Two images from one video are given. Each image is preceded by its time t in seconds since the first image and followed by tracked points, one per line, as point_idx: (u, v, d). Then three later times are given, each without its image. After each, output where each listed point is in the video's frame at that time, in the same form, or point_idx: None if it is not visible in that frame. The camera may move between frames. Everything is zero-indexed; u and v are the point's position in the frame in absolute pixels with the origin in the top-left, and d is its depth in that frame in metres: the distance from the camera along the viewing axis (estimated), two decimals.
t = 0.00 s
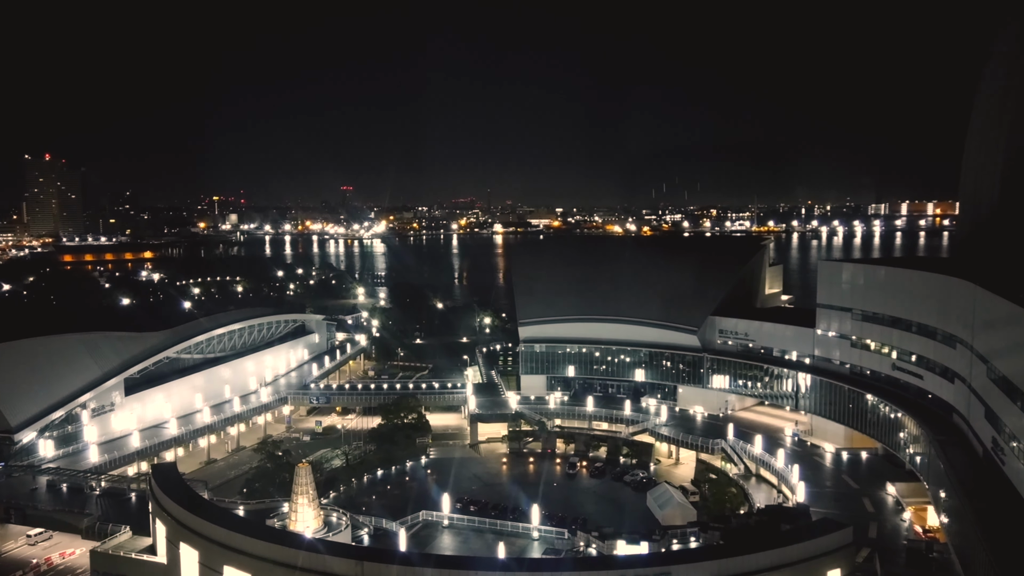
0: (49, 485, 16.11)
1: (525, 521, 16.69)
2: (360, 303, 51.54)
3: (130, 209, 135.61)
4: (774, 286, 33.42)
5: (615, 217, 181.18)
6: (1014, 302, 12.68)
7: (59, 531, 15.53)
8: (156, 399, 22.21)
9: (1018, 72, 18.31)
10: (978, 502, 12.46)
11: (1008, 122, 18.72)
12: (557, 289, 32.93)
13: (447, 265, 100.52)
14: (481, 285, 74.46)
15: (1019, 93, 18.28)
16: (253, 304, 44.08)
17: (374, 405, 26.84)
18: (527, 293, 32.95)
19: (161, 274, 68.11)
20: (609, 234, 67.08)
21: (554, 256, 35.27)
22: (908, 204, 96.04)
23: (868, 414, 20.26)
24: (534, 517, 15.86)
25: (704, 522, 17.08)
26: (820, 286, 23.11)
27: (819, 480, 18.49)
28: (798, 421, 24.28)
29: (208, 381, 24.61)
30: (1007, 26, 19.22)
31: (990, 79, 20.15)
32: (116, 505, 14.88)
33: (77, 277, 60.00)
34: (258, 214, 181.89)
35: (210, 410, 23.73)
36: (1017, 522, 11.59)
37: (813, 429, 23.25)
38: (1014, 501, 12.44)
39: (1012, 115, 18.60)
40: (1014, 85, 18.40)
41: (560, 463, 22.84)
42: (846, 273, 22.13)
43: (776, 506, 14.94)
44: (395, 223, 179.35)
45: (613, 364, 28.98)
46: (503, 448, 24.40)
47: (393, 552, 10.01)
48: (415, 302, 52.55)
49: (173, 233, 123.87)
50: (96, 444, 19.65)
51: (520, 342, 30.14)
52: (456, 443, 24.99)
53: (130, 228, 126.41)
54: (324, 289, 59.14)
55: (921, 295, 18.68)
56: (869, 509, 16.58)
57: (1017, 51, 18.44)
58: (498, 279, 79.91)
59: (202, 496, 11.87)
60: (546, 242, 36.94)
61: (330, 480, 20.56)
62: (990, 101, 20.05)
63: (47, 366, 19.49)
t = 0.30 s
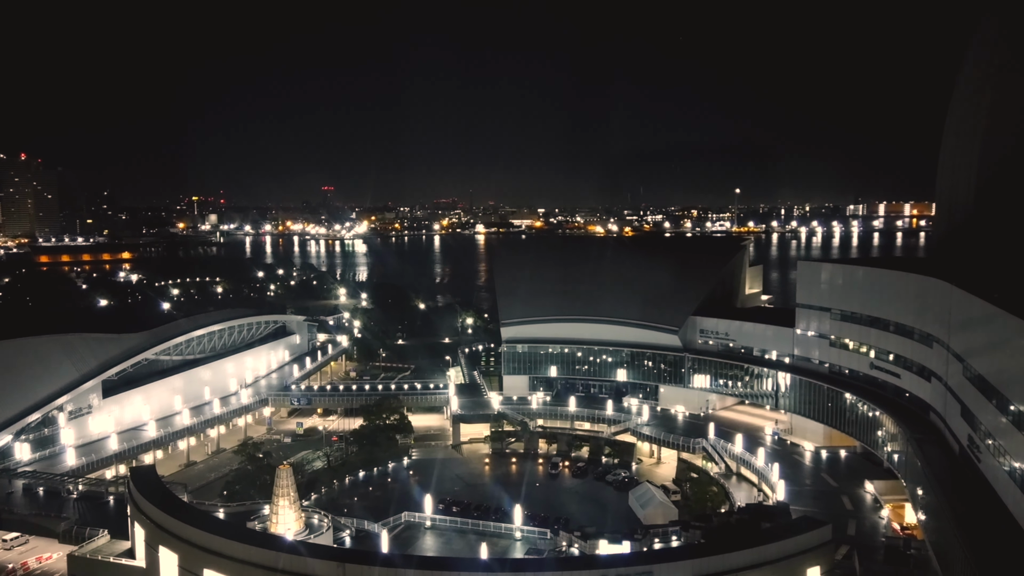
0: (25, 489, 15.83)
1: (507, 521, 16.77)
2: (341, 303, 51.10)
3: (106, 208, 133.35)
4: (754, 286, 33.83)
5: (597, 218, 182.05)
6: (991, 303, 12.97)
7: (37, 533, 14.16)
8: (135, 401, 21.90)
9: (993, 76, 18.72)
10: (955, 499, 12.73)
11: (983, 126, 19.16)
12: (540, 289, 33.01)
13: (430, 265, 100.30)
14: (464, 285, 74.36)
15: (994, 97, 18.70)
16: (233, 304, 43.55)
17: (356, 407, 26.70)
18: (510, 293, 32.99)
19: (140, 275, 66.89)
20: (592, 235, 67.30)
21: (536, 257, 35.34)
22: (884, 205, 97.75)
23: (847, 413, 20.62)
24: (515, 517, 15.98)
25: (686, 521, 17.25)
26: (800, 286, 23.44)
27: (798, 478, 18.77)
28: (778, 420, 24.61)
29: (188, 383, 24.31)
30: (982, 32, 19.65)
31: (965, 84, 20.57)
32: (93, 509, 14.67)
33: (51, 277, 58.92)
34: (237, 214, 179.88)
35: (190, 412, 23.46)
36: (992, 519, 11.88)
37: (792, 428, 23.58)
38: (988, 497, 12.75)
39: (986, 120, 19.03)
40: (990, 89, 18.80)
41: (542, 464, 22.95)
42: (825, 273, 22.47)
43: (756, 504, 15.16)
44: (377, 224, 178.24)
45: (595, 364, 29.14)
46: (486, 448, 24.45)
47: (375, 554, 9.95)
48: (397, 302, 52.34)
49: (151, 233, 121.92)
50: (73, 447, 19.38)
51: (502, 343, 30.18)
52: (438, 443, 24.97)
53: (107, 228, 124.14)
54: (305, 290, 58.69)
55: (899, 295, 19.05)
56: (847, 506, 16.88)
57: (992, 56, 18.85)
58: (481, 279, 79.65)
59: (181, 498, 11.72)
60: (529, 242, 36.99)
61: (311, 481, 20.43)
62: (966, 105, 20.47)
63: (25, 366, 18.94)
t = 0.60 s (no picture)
0: None
1: (490, 522, 16.76)
2: (322, 304, 50.66)
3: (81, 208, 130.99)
4: (734, 286, 34.17)
5: (580, 219, 182.53)
6: (967, 303, 13.24)
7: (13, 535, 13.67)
8: (114, 404, 21.51)
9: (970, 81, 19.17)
10: (932, 497, 13.00)
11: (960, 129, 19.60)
12: (522, 289, 33.05)
13: (412, 266, 99.99)
14: (447, 286, 74.06)
15: (971, 101, 19.14)
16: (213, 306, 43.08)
17: (338, 408, 26.53)
18: (492, 294, 32.99)
19: (119, 276, 65.99)
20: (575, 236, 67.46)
21: (518, 257, 35.39)
22: (862, 206, 99.33)
23: (826, 412, 20.93)
24: (498, 517, 16.04)
25: (668, 520, 17.40)
26: (780, 287, 23.75)
27: (779, 477, 19.02)
28: (760, 419, 24.87)
29: (167, 385, 23.94)
30: (957, 37, 20.12)
31: (942, 88, 21.03)
32: (71, 512, 14.41)
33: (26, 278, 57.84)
34: (217, 214, 177.84)
35: (169, 414, 23.09)
36: (967, 516, 12.16)
37: (773, 427, 23.81)
38: (964, 494, 13.03)
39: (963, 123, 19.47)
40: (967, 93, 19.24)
41: (525, 464, 23.02)
42: (805, 274, 22.79)
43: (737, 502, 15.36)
44: (359, 224, 177.10)
45: (577, 364, 29.26)
46: (468, 449, 24.42)
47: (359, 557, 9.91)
48: (380, 303, 52.11)
49: (128, 233, 120.08)
50: (49, 450, 18.95)
51: (485, 343, 30.18)
52: (421, 444, 24.91)
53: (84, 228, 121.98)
54: (286, 291, 58.19)
55: (878, 295, 19.38)
56: (825, 504, 17.13)
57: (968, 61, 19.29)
58: (464, 280, 79.49)
59: (160, 501, 11.56)
60: (511, 242, 37.03)
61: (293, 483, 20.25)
62: (942, 108, 20.92)
63: None
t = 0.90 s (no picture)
0: None
1: (473, 523, 16.79)
2: (304, 305, 50.21)
3: (57, 208, 128.56)
4: (715, 286, 34.54)
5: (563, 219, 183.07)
6: (944, 304, 13.52)
7: None
8: (92, 406, 21.17)
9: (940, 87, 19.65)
10: (910, 495, 13.27)
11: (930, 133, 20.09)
12: (505, 290, 33.09)
13: (395, 266, 99.58)
14: (430, 287, 73.85)
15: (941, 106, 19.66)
16: (193, 307, 42.61)
17: (320, 409, 26.37)
18: (475, 294, 33.01)
19: (96, 277, 64.98)
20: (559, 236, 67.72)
21: (501, 257, 35.43)
22: (841, 207, 100.81)
23: (806, 411, 21.24)
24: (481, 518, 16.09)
25: (650, 519, 17.52)
26: (760, 287, 24.07)
27: (759, 476, 19.25)
28: (740, 418, 25.17)
29: (146, 387, 23.60)
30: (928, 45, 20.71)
31: (913, 93, 21.53)
32: (48, 517, 14.17)
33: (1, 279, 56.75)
34: (196, 214, 175.59)
35: (148, 416, 22.78)
36: (944, 514, 12.43)
37: (753, 426, 24.08)
38: (940, 491, 13.29)
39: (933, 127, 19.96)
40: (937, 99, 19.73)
41: (507, 465, 23.09)
42: (784, 274, 23.12)
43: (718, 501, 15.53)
44: (341, 225, 175.85)
45: (560, 364, 29.37)
46: (451, 450, 24.41)
47: (343, 559, 9.85)
48: (362, 304, 51.87)
49: (105, 233, 118.11)
50: (25, 454, 18.61)
51: (468, 344, 30.18)
52: (403, 445, 24.85)
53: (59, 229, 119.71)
54: (267, 292, 57.66)
55: (856, 295, 19.72)
56: (805, 502, 17.40)
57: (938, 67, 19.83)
58: (447, 281, 79.29)
59: (140, 504, 11.40)
60: (494, 243, 37.05)
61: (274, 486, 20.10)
62: (913, 113, 21.45)
63: None
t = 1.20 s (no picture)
0: None
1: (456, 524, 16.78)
2: (285, 306, 49.74)
3: (30, 207, 126.08)
4: (695, 286, 34.87)
5: (546, 220, 183.55)
6: (921, 304, 13.80)
7: None
8: (69, 409, 20.80)
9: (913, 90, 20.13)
10: (888, 494, 13.50)
11: (903, 137, 20.56)
12: (488, 290, 33.11)
13: (377, 267, 99.03)
14: (412, 287, 73.60)
15: (916, 109, 20.09)
16: (172, 308, 42.05)
17: (301, 411, 26.16)
18: (457, 295, 32.98)
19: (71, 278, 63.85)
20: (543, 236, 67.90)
21: (484, 258, 35.43)
22: (820, 207, 102.16)
23: (786, 410, 21.52)
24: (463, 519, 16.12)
25: (632, 518, 17.65)
26: (740, 288, 24.35)
27: (740, 475, 19.47)
28: (721, 417, 25.43)
29: (124, 389, 23.24)
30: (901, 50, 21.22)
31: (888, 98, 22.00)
32: (23, 521, 13.93)
33: None
34: (174, 214, 173.21)
35: (127, 419, 22.44)
36: (921, 511, 12.67)
37: (735, 425, 24.07)
38: (918, 490, 13.54)
39: (906, 131, 20.43)
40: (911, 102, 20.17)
41: (490, 465, 23.10)
42: (765, 274, 23.41)
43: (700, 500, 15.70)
44: (322, 225, 174.53)
45: (542, 365, 29.45)
46: (433, 451, 24.36)
47: (325, 561, 9.80)
48: (343, 304, 51.54)
49: (81, 233, 116.02)
50: None
51: (450, 344, 30.14)
52: (385, 447, 24.74)
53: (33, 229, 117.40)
54: (247, 293, 57.08)
55: (835, 296, 20.05)
56: (785, 500, 17.63)
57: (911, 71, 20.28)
58: (430, 281, 79.05)
59: (118, 507, 11.24)
60: (477, 243, 37.04)
61: (254, 488, 19.92)
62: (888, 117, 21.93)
63: None
